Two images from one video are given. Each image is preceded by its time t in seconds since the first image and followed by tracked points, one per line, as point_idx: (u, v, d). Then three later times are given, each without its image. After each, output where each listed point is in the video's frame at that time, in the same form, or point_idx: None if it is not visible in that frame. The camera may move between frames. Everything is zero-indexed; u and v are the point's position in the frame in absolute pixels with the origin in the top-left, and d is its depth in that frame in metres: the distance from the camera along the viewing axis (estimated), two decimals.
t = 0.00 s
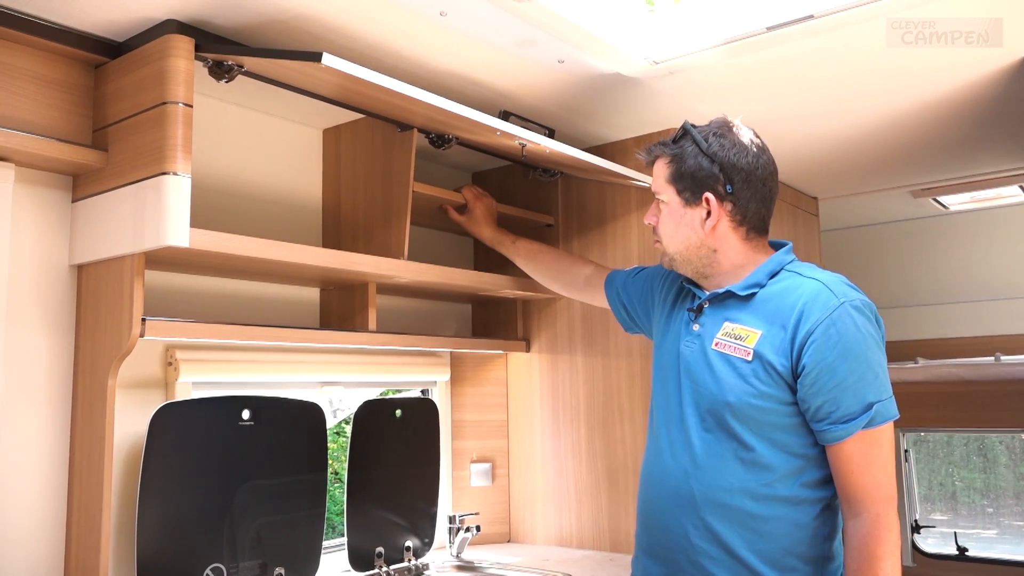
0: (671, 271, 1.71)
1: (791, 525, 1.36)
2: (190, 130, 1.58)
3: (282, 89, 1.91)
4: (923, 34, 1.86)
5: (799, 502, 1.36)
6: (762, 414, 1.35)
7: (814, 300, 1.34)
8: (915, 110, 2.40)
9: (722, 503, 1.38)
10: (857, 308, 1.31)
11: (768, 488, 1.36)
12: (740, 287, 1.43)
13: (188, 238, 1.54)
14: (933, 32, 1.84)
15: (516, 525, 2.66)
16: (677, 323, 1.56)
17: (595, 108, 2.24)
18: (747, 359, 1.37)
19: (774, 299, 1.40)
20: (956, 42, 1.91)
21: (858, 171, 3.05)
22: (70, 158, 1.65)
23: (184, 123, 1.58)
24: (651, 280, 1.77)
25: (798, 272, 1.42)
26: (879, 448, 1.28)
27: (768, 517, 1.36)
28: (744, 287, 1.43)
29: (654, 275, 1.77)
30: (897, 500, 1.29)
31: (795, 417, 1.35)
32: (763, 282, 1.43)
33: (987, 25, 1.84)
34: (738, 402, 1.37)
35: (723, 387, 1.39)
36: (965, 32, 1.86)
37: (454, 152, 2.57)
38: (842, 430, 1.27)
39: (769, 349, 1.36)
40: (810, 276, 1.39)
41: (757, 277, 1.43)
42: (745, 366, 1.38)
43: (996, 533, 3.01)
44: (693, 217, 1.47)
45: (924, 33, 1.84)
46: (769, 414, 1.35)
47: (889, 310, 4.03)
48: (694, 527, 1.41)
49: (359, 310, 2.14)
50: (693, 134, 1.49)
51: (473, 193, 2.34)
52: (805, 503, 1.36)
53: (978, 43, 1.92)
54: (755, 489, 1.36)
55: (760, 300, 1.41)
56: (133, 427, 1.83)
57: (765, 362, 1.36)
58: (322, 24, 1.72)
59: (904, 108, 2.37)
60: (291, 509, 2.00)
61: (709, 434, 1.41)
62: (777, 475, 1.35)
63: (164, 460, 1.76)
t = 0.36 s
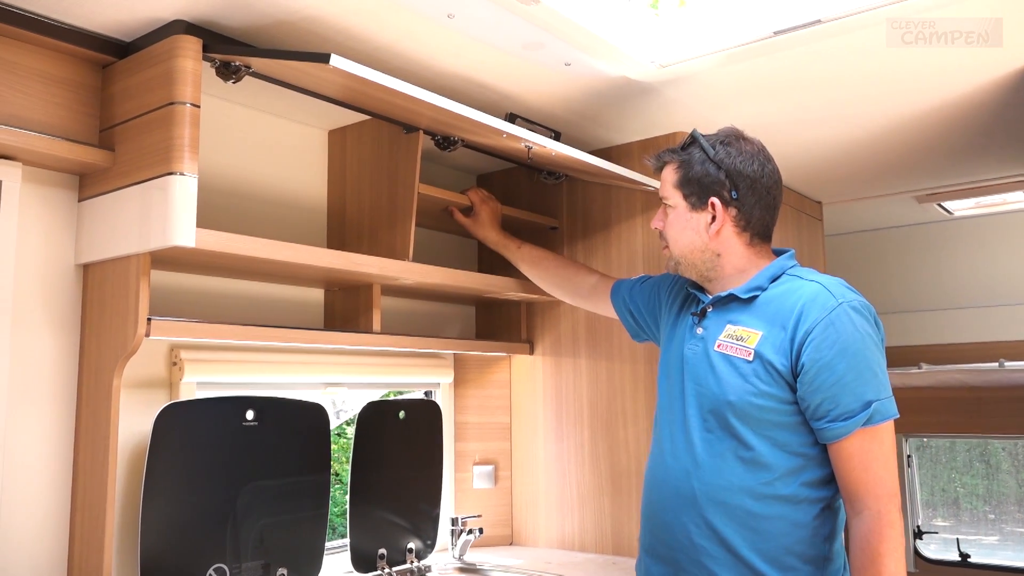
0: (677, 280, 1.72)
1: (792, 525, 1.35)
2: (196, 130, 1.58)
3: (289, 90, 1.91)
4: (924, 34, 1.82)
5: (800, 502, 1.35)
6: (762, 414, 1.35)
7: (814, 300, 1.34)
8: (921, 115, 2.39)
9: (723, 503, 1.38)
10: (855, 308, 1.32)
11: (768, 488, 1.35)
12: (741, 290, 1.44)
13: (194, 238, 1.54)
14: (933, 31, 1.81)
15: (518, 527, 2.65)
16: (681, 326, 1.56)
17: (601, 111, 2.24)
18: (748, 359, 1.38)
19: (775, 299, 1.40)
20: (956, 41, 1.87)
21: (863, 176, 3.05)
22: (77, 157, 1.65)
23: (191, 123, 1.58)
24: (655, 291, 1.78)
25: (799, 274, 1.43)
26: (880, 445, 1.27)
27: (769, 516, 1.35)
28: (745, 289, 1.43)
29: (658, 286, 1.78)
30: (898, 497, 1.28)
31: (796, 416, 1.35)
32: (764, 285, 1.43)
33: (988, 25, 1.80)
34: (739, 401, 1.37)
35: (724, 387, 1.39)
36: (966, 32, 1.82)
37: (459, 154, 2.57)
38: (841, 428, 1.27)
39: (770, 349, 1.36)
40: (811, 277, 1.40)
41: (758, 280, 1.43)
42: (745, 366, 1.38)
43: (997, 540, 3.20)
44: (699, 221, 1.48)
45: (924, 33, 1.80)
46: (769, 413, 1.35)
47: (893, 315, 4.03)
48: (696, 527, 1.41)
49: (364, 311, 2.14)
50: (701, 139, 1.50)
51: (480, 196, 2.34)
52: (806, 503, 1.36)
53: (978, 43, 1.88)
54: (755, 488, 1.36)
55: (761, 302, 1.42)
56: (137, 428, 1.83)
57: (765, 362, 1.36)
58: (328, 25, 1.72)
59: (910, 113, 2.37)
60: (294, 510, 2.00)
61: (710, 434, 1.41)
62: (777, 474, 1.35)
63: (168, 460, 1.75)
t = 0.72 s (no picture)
0: (693, 286, 1.73)
1: (792, 520, 1.34)
2: (199, 128, 1.58)
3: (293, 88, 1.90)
4: (924, 34, 1.80)
5: (800, 498, 1.34)
6: (759, 407, 1.36)
7: (810, 292, 1.35)
8: (926, 117, 2.38)
9: (725, 499, 1.38)
10: (849, 299, 1.32)
11: (767, 482, 1.35)
12: (742, 287, 1.45)
13: (197, 237, 1.54)
14: (934, 31, 1.79)
15: (520, 528, 2.65)
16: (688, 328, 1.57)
17: (604, 111, 2.23)
18: (746, 354, 1.38)
19: (773, 295, 1.41)
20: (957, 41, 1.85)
21: (866, 178, 3.04)
22: (80, 155, 1.65)
23: (194, 121, 1.57)
24: (672, 296, 1.79)
25: (798, 270, 1.43)
26: (877, 433, 1.26)
27: (769, 512, 1.34)
28: (746, 287, 1.44)
29: (674, 292, 1.79)
30: (902, 488, 1.26)
31: (793, 410, 1.34)
32: (765, 283, 1.43)
33: (987, 25, 1.78)
34: (737, 395, 1.38)
35: (724, 383, 1.40)
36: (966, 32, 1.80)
37: (462, 154, 2.57)
38: (836, 416, 1.26)
39: (767, 343, 1.37)
40: (809, 272, 1.40)
41: (760, 277, 1.44)
42: (744, 361, 1.39)
43: (997, 542, 3.24)
44: (697, 221, 1.51)
45: (925, 33, 1.78)
46: (766, 407, 1.35)
47: (895, 318, 4.03)
48: (700, 524, 1.41)
49: (366, 310, 2.14)
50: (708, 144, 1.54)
51: (484, 196, 2.34)
52: (806, 498, 1.34)
53: (979, 44, 1.86)
54: (755, 483, 1.36)
55: (760, 298, 1.42)
56: (138, 427, 1.83)
57: (763, 356, 1.36)
58: (332, 23, 1.71)
59: (915, 115, 2.36)
60: (295, 509, 2.00)
61: (712, 431, 1.42)
62: (776, 469, 1.34)
63: (169, 459, 1.75)
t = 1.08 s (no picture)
0: (700, 291, 1.74)
1: (800, 524, 1.33)
2: (201, 128, 1.58)
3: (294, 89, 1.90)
4: (924, 34, 1.79)
5: (808, 501, 1.34)
6: (768, 410, 1.36)
7: (821, 296, 1.35)
8: (928, 120, 2.38)
9: (733, 501, 1.38)
10: (860, 303, 1.32)
11: (776, 485, 1.35)
12: (751, 291, 1.45)
13: (197, 237, 1.54)
14: (934, 31, 1.77)
15: (519, 530, 2.64)
16: (697, 332, 1.57)
17: (606, 113, 2.23)
18: (756, 357, 1.38)
19: (783, 299, 1.41)
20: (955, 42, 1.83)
21: (868, 181, 3.04)
22: (82, 154, 1.64)
23: (196, 121, 1.57)
24: (678, 301, 1.80)
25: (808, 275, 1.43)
26: (884, 436, 1.25)
27: (777, 515, 1.34)
28: (755, 291, 1.44)
29: (680, 297, 1.80)
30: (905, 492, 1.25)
31: (802, 413, 1.34)
32: (774, 287, 1.43)
33: (987, 25, 1.75)
34: (747, 398, 1.37)
35: (733, 387, 1.40)
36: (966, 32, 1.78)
37: (463, 155, 2.57)
38: (845, 419, 1.25)
39: (777, 347, 1.37)
40: (820, 277, 1.41)
41: (769, 281, 1.44)
42: (754, 364, 1.39)
43: (995, 546, 3.24)
44: (705, 226, 1.51)
45: (925, 33, 1.77)
46: (775, 410, 1.35)
47: (897, 321, 4.03)
48: (708, 526, 1.41)
49: (367, 311, 2.14)
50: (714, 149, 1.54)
51: (486, 198, 2.34)
52: (815, 502, 1.34)
53: (978, 44, 1.83)
54: (764, 486, 1.35)
55: (770, 303, 1.42)
56: (138, 427, 1.82)
57: (773, 359, 1.36)
58: (334, 24, 1.71)
59: (917, 118, 2.36)
60: (295, 511, 1.99)
61: (721, 434, 1.41)
62: (785, 472, 1.34)
63: (168, 459, 1.74)
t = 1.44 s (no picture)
0: (697, 292, 1.73)
1: (807, 522, 1.34)
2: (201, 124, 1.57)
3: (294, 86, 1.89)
4: (924, 34, 1.78)
5: (814, 500, 1.35)
6: (776, 409, 1.36)
7: (828, 296, 1.36)
8: (928, 122, 2.38)
9: (738, 500, 1.37)
10: (866, 304, 1.34)
11: (782, 485, 1.35)
12: (754, 291, 1.44)
13: (196, 234, 1.53)
14: (934, 31, 1.77)
15: (517, 530, 2.64)
16: (696, 331, 1.56)
17: (606, 112, 2.23)
18: (762, 356, 1.38)
19: (788, 299, 1.41)
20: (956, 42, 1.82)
21: (867, 182, 3.04)
22: (79, 150, 1.63)
23: (196, 118, 1.56)
24: (674, 302, 1.79)
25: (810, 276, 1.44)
26: (892, 435, 1.27)
27: (783, 513, 1.34)
28: (759, 291, 1.44)
29: (675, 298, 1.79)
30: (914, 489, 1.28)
31: (809, 412, 1.35)
32: (777, 287, 1.44)
33: (988, 26, 1.75)
34: (754, 397, 1.37)
35: (738, 386, 1.40)
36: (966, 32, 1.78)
37: (462, 153, 2.56)
38: (855, 418, 1.27)
39: (784, 346, 1.37)
40: (824, 277, 1.42)
41: (772, 282, 1.44)
42: (760, 363, 1.38)
43: (989, 548, 3.26)
44: (708, 227, 1.51)
45: (925, 33, 1.76)
46: (783, 409, 1.35)
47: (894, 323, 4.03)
48: (711, 526, 1.40)
49: (365, 310, 2.13)
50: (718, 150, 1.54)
51: (485, 196, 2.34)
52: (820, 500, 1.35)
53: (978, 44, 1.83)
54: (770, 485, 1.35)
55: (774, 303, 1.42)
56: (134, 425, 1.81)
57: (780, 359, 1.36)
58: (334, 21, 1.70)
59: (917, 119, 2.36)
60: (292, 509, 1.98)
61: (726, 433, 1.41)
62: (792, 470, 1.35)
63: (164, 457, 1.73)
